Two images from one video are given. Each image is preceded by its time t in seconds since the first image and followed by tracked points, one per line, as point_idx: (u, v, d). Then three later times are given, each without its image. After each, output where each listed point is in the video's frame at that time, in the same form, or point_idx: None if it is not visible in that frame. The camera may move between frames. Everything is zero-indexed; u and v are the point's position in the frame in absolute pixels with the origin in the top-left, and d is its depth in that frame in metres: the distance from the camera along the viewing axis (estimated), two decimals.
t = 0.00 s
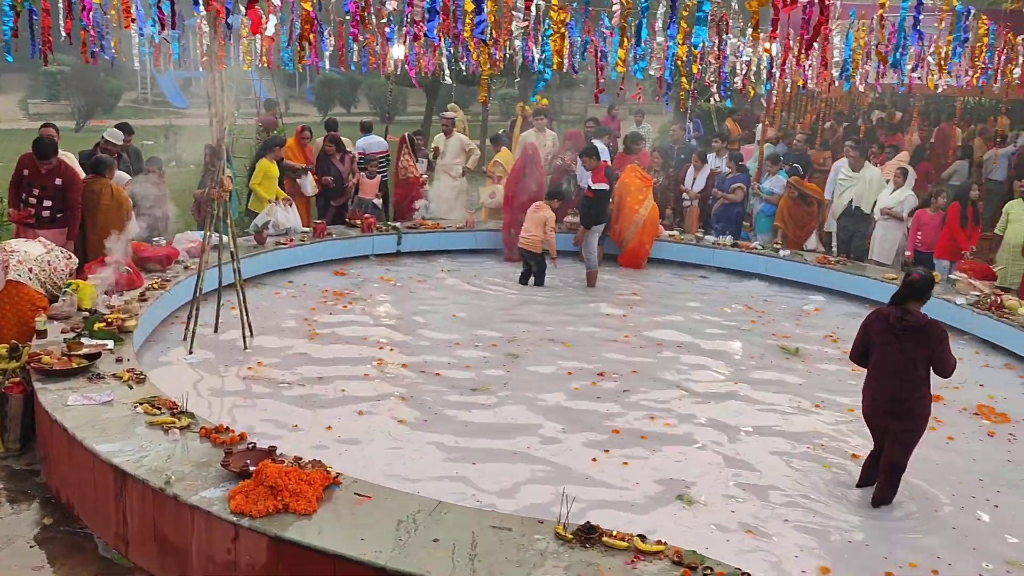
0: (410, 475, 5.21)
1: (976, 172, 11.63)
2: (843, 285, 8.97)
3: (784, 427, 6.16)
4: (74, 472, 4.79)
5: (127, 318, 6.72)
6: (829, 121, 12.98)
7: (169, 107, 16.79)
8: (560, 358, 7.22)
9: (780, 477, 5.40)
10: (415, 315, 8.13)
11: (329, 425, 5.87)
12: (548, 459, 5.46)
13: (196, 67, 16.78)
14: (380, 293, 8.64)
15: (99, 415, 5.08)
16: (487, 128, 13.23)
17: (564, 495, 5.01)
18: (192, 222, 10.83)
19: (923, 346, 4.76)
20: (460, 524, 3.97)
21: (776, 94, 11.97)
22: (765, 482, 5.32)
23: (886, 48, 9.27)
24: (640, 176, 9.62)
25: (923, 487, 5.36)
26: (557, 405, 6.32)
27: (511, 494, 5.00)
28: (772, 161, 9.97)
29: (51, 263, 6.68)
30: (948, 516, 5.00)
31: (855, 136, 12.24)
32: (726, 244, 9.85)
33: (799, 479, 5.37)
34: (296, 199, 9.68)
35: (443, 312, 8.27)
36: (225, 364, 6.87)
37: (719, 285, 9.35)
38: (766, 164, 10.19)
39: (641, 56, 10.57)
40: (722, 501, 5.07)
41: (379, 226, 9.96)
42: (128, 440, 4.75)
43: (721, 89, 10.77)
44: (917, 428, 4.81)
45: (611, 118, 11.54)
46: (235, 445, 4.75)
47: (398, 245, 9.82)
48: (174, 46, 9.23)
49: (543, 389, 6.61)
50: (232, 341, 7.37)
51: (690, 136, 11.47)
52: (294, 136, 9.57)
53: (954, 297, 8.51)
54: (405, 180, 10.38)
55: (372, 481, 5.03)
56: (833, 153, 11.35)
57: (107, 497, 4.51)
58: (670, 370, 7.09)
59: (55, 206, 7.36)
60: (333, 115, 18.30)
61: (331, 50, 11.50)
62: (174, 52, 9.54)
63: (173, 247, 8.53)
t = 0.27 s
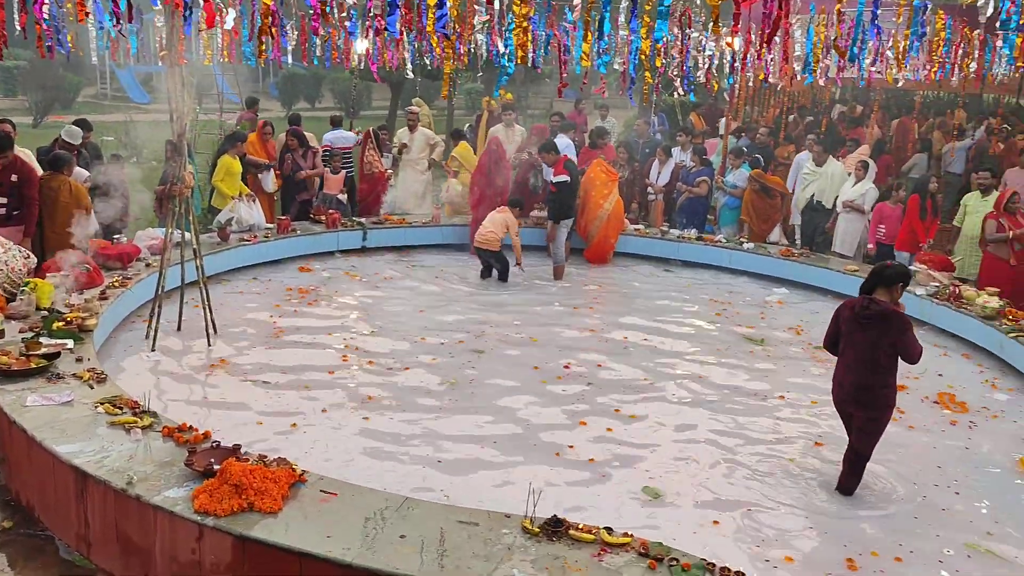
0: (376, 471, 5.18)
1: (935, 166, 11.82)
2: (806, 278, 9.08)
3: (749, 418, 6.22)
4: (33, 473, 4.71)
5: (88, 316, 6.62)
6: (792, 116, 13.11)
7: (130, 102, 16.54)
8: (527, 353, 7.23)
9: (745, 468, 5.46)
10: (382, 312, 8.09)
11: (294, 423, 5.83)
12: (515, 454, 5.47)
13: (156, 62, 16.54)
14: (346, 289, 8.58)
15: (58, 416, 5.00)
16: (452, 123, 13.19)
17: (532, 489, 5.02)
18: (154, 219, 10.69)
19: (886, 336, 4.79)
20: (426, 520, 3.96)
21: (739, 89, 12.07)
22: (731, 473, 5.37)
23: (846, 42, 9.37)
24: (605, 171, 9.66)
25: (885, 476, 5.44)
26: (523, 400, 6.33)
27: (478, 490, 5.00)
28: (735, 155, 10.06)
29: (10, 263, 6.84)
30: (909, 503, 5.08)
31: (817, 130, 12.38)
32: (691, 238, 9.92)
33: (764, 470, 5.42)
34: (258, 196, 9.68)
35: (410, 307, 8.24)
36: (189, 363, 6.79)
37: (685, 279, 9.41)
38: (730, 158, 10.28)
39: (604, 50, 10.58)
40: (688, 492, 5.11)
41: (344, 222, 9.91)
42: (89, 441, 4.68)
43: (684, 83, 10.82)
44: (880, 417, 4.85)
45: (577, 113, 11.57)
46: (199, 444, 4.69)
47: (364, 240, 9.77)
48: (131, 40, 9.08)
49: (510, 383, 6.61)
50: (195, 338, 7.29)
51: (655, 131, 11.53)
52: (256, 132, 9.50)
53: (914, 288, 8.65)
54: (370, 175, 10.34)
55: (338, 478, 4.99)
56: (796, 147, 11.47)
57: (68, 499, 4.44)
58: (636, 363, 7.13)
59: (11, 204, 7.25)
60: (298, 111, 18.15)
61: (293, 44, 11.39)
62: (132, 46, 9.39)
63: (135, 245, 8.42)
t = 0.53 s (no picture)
0: (342, 469, 5.15)
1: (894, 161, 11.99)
2: (769, 271, 9.18)
3: (713, 411, 6.26)
4: None
5: (46, 316, 6.51)
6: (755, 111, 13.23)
7: (89, 99, 16.26)
8: (494, 349, 7.22)
9: (710, 461, 5.49)
10: (347, 309, 8.04)
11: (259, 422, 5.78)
12: (482, 449, 5.46)
13: (116, 58, 16.28)
14: (311, 287, 8.52)
15: (16, 418, 4.91)
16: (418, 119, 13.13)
17: (499, 485, 5.01)
18: (115, 217, 10.53)
19: (856, 326, 4.84)
20: (393, 518, 3.94)
21: (703, 84, 12.15)
22: (695, 466, 5.41)
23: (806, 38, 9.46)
24: (571, 167, 9.70)
25: (847, 466, 5.51)
26: (490, 395, 6.32)
27: (445, 486, 4.99)
28: (699, 150, 10.13)
29: None
30: (870, 493, 5.15)
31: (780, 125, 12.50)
32: (656, 233, 9.98)
33: (728, 462, 5.47)
34: (222, 193, 9.56)
35: (376, 304, 8.20)
36: (151, 362, 6.70)
37: (650, 274, 9.46)
38: (694, 153, 10.35)
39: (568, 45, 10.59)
40: (654, 485, 5.14)
41: (309, 219, 9.84)
42: (48, 443, 4.60)
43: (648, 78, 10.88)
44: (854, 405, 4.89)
45: (543, 109, 11.60)
46: (161, 445, 4.63)
47: (329, 237, 9.71)
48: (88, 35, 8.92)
49: (477, 379, 6.60)
50: (157, 337, 7.19)
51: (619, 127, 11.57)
52: (219, 129, 9.41)
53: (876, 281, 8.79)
54: (334, 172, 10.27)
55: (303, 477, 4.96)
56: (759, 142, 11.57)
57: (27, 502, 4.36)
58: (602, 358, 7.15)
59: None
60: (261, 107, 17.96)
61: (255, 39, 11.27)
62: (89, 41, 9.24)
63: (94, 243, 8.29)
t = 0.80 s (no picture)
0: (307, 466, 5.12)
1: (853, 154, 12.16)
2: (732, 265, 9.27)
3: (676, 403, 6.32)
4: None
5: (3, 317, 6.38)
6: (717, 106, 13.31)
7: (44, 94, 15.92)
8: (459, 344, 7.22)
9: (674, 452, 5.54)
10: (312, 306, 7.99)
11: (222, 420, 5.73)
12: (448, 444, 5.46)
13: (71, 52, 15.95)
14: (275, 284, 8.45)
15: None
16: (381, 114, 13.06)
17: (465, 480, 5.02)
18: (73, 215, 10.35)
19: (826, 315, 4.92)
20: (360, 515, 3.93)
21: (665, 79, 12.21)
22: (660, 458, 5.46)
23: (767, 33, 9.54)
24: (537, 163, 9.69)
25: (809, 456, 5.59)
26: (455, 391, 6.32)
27: (411, 482, 4.98)
28: (663, 145, 10.19)
29: None
30: (831, 482, 5.23)
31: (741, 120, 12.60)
32: (621, 227, 10.04)
33: (693, 454, 5.52)
34: (184, 189, 9.45)
35: (341, 301, 8.15)
36: (112, 362, 6.60)
37: (616, 268, 9.51)
38: (658, 148, 10.42)
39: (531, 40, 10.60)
40: (620, 478, 5.17)
41: (273, 215, 9.76)
42: (6, 446, 4.51)
43: (612, 73, 10.91)
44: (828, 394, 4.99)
45: (508, 104, 11.59)
46: (123, 445, 4.57)
47: (293, 234, 9.63)
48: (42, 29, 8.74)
49: (443, 374, 6.59)
50: (118, 337, 7.09)
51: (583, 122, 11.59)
52: (179, 125, 9.29)
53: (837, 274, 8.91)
54: (298, 168, 10.14)
55: (267, 475, 4.92)
56: (722, 136, 11.67)
57: None
58: (568, 352, 7.18)
59: None
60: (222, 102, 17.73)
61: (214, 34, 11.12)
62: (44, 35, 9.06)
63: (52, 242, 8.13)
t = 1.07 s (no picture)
0: (271, 465, 5.07)
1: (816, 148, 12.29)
2: (697, 258, 9.35)
3: (642, 396, 6.35)
4: None
5: None
6: (682, 101, 13.39)
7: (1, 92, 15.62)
8: (426, 340, 7.19)
9: (640, 445, 5.57)
10: (277, 303, 7.92)
11: (186, 419, 5.66)
12: (415, 440, 5.44)
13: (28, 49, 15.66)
14: (239, 282, 8.36)
15: None
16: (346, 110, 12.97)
17: (431, 475, 5.00)
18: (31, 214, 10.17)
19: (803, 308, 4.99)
20: (326, 512, 3.91)
21: (630, 74, 12.26)
22: (626, 450, 5.48)
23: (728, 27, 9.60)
24: (502, 157, 9.69)
25: (773, 447, 5.64)
26: (421, 386, 6.30)
27: (377, 478, 4.95)
28: (628, 140, 10.23)
29: None
30: (795, 471, 5.28)
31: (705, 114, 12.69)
32: (587, 221, 10.07)
33: (659, 446, 5.55)
34: (146, 187, 9.42)
35: (307, 298, 8.09)
36: (72, 362, 6.50)
37: (583, 263, 9.53)
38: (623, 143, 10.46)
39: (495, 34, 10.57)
40: (587, 470, 5.18)
41: (236, 212, 9.67)
42: None
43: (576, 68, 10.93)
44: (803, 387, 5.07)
45: (473, 99, 11.57)
46: (83, 446, 4.50)
47: (256, 231, 9.56)
48: None
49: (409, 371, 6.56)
50: (78, 336, 6.98)
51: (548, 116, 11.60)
52: (139, 121, 9.19)
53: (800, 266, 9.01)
54: (261, 164, 10.07)
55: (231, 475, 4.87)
56: (686, 130, 11.73)
57: None
58: (535, 347, 7.18)
59: None
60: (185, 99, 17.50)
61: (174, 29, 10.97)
62: None
63: (10, 241, 7.99)
